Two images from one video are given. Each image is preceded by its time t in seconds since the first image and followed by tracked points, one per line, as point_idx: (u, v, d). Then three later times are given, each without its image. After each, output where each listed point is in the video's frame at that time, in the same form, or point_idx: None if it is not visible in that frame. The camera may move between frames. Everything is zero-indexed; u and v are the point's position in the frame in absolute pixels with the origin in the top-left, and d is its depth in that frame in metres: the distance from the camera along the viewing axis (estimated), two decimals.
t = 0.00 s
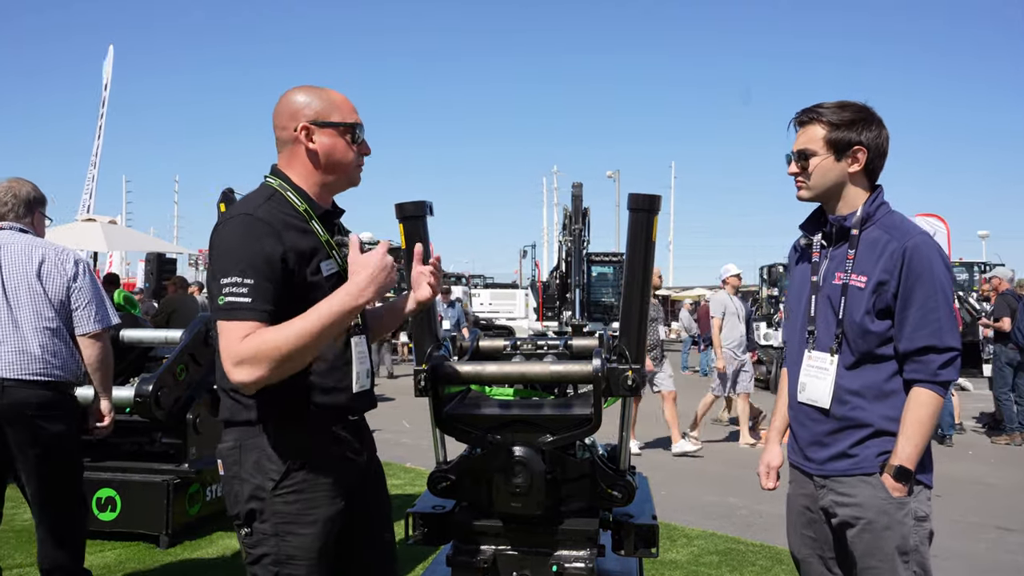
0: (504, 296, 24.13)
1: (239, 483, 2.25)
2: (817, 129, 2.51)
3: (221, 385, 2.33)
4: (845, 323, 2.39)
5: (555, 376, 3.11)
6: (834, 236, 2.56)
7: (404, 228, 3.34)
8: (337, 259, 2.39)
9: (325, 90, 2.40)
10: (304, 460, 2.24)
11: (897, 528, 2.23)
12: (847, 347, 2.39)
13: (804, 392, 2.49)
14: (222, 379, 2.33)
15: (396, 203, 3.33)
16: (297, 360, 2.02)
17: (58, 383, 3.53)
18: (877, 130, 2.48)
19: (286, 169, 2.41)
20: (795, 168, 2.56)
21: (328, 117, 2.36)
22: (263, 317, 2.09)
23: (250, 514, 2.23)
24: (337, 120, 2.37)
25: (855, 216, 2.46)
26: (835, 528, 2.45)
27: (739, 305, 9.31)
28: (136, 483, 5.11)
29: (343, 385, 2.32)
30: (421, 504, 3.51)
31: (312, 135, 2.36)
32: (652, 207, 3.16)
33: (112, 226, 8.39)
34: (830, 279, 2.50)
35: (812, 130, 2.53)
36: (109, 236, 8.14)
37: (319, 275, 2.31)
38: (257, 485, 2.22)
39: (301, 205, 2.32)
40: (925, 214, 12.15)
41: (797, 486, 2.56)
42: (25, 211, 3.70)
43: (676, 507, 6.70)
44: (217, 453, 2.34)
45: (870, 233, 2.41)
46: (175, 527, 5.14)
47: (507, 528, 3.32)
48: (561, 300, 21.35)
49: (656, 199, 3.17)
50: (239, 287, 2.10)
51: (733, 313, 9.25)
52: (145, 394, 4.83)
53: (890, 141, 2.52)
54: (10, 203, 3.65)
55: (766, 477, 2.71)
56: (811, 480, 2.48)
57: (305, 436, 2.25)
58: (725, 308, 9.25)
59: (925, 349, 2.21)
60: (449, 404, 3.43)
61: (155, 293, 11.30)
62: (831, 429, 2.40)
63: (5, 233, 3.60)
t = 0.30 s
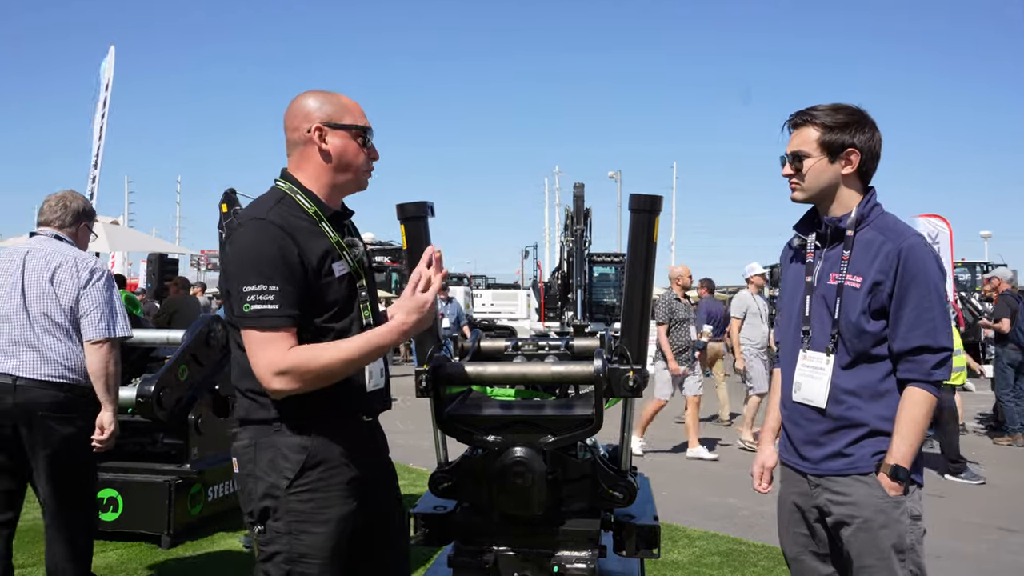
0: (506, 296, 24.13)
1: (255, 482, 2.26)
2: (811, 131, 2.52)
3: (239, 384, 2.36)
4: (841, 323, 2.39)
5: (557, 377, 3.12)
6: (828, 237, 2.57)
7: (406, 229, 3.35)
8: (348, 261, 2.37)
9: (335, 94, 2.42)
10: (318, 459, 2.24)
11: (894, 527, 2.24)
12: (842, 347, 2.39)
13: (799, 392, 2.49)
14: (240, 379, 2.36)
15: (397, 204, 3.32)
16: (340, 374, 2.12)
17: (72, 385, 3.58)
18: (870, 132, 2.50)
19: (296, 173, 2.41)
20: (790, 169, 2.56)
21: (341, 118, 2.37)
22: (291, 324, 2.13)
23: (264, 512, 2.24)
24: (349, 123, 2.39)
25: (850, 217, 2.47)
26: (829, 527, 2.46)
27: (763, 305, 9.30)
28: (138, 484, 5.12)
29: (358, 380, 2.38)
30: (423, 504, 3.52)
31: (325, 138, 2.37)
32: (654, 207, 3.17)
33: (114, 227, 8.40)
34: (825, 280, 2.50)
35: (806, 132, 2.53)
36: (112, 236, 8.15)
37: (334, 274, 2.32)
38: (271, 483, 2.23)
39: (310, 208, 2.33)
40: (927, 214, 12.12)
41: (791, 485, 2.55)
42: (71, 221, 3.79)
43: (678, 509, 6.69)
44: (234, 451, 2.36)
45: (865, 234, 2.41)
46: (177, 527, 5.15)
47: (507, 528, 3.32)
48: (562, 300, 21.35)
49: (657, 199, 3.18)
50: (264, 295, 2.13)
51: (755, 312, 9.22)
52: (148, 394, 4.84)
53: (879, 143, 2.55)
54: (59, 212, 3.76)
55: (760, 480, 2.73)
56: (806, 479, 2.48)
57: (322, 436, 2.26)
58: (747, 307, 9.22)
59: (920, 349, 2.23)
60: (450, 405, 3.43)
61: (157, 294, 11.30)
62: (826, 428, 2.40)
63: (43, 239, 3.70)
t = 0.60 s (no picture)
0: (507, 296, 24.11)
1: (276, 479, 2.28)
2: (804, 133, 2.53)
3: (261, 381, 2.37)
4: (836, 324, 2.40)
5: (558, 377, 3.13)
6: (822, 238, 2.58)
7: (407, 230, 3.36)
8: (364, 259, 2.39)
9: (350, 97, 2.43)
10: (338, 458, 2.25)
11: (888, 527, 2.25)
12: (838, 347, 2.40)
13: (794, 392, 2.50)
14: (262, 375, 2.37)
15: (397, 204, 3.33)
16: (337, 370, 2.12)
17: (100, 384, 3.68)
18: (864, 135, 2.51)
19: (313, 174, 2.44)
20: (784, 171, 2.57)
21: (356, 120, 2.39)
22: (294, 322, 2.14)
23: (283, 509, 2.26)
24: (363, 126, 2.40)
25: (845, 218, 2.48)
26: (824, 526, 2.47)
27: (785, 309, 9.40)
28: (139, 485, 5.13)
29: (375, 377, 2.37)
30: (423, 504, 3.55)
31: (340, 140, 2.38)
32: (654, 208, 3.18)
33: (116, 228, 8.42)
34: (819, 280, 2.51)
35: (801, 133, 2.54)
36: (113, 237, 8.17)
37: (349, 273, 2.33)
38: (292, 481, 2.25)
39: (326, 207, 2.35)
40: (928, 214, 12.10)
41: (787, 486, 2.56)
42: (112, 229, 3.92)
43: (679, 509, 6.70)
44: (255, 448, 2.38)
45: (860, 236, 2.42)
46: (178, 528, 5.16)
47: (507, 528, 3.32)
48: (564, 301, 21.34)
49: (658, 200, 3.19)
50: (270, 290, 2.14)
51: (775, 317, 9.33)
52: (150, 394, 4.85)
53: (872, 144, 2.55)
54: (102, 219, 3.90)
55: (754, 477, 2.71)
56: (801, 480, 2.49)
57: (342, 435, 2.27)
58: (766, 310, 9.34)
59: (914, 349, 2.24)
60: (452, 405, 3.44)
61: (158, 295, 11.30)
62: (821, 429, 2.41)
63: (81, 244, 3.81)
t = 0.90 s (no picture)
0: (509, 297, 24.11)
1: (293, 476, 2.30)
2: (795, 135, 2.55)
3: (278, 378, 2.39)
4: (830, 323, 2.42)
5: (558, 377, 3.14)
6: (816, 238, 2.59)
7: (408, 230, 3.38)
8: (373, 258, 2.40)
9: (373, 103, 2.45)
10: (352, 457, 2.26)
11: (884, 527, 2.26)
12: (832, 347, 2.41)
13: (790, 391, 2.52)
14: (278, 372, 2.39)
15: (398, 205, 3.35)
16: (340, 365, 2.12)
17: (119, 384, 3.73)
18: (855, 136, 2.53)
19: (326, 175, 2.45)
20: (777, 173, 2.60)
21: (378, 127, 2.41)
22: (299, 318, 2.15)
23: (298, 506, 2.28)
24: (384, 133, 2.44)
25: (837, 218, 2.49)
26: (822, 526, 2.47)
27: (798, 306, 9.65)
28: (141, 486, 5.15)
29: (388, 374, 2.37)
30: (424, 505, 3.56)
31: (361, 144, 2.40)
32: (655, 208, 3.19)
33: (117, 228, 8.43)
34: (813, 281, 2.53)
35: (796, 134, 2.55)
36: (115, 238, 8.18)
37: (358, 271, 2.34)
38: (307, 479, 2.26)
39: (336, 207, 2.37)
40: (930, 214, 12.11)
41: (784, 486, 2.57)
42: (138, 233, 4.10)
43: (680, 509, 6.71)
44: (273, 445, 2.40)
45: (852, 235, 2.44)
46: (180, 528, 5.18)
47: (509, 528, 3.34)
48: (565, 301, 21.34)
49: (658, 200, 3.21)
50: (276, 286, 2.16)
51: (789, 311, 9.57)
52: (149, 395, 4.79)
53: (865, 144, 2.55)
54: (128, 224, 4.08)
55: (752, 480, 2.73)
56: (798, 479, 2.50)
57: (356, 434, 2.27)
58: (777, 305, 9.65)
59: (907, 346, 2.24)
60: (453, 406, 3.45)
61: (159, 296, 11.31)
62: (817, 428, 2.42)
63: (109, 246, 3.95)
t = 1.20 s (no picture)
0: (510, 297, 24.12)
1: (301, 477, 2.29)
2: (789, 135, 2.56)
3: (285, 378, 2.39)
4: (824, 322, 2.42)
5: (559, 378, 3.14)
6: (811, 238, 2.59)
7: (409, 230, 3.37)
8: (379, 261, 2.40)
9: (383, 109, 2.45)
10: (361, 456, 2.26)
11: (878, 527, 2.25)
12: (827, 347, 2.42)
13: (787, 392, 2.52)
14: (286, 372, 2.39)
15: (400, 205, 3.35)
16: (348, 357, 2.09)
17: (144, 383, 3.77)
18: (849, 135, 2.52)
19: (335, 179, 2.46)
20: (772, 174, 2.60)
21: (381, 134, 2.39)
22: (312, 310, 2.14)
23: (306, 506, 2.28)
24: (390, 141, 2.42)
25: (831, 218, 2.49)
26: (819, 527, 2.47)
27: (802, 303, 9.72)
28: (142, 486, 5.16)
29: (396, 377, 2.34)
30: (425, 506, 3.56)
31: (362, 152, 2.40)
32: (656, 208, 3.20)
33: (118, 229, 8.45)
34: (809, 280, 2.53)
35: (789, 135, 2.56)
36: (115, 238, 8.19)
37: (366, 274, 2.34)
38: (315, 478, 2.27)
39: (344, 209, 2.37)
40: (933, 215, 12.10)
41: (782, 487, 2.57)
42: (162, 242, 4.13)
43: (680, 509, 6.71)
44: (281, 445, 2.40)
45: (846, 234, 2.44)
46: (181, 528, 5.19)
47: (509, 529, 3.32)
48: (567, 302, 21.35)
49: (659, 200, 3.21)
50: (287, 279, 2.15)
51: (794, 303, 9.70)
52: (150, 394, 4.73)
53: (859, 143, 2.53)
54: (152, 233, 4.10)
55: (754, 481, 2.72)
56: (795, 480, 2.50)
57: (366, 433, 2.27)
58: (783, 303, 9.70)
59: (900, 345, 2.24)
60: (454, 406, 3.44)
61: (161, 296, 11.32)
62: (812, 428, 2.42)
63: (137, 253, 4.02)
